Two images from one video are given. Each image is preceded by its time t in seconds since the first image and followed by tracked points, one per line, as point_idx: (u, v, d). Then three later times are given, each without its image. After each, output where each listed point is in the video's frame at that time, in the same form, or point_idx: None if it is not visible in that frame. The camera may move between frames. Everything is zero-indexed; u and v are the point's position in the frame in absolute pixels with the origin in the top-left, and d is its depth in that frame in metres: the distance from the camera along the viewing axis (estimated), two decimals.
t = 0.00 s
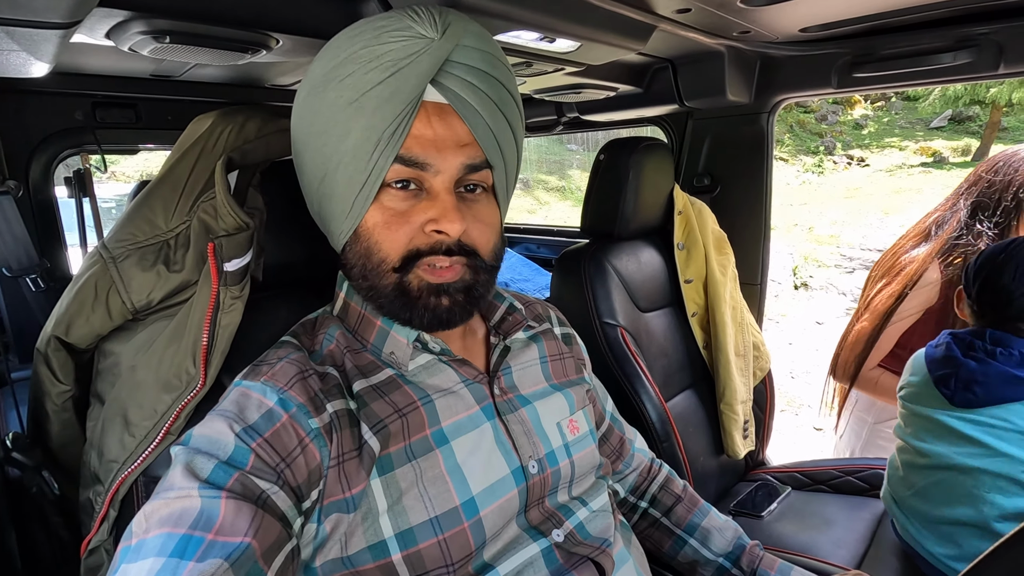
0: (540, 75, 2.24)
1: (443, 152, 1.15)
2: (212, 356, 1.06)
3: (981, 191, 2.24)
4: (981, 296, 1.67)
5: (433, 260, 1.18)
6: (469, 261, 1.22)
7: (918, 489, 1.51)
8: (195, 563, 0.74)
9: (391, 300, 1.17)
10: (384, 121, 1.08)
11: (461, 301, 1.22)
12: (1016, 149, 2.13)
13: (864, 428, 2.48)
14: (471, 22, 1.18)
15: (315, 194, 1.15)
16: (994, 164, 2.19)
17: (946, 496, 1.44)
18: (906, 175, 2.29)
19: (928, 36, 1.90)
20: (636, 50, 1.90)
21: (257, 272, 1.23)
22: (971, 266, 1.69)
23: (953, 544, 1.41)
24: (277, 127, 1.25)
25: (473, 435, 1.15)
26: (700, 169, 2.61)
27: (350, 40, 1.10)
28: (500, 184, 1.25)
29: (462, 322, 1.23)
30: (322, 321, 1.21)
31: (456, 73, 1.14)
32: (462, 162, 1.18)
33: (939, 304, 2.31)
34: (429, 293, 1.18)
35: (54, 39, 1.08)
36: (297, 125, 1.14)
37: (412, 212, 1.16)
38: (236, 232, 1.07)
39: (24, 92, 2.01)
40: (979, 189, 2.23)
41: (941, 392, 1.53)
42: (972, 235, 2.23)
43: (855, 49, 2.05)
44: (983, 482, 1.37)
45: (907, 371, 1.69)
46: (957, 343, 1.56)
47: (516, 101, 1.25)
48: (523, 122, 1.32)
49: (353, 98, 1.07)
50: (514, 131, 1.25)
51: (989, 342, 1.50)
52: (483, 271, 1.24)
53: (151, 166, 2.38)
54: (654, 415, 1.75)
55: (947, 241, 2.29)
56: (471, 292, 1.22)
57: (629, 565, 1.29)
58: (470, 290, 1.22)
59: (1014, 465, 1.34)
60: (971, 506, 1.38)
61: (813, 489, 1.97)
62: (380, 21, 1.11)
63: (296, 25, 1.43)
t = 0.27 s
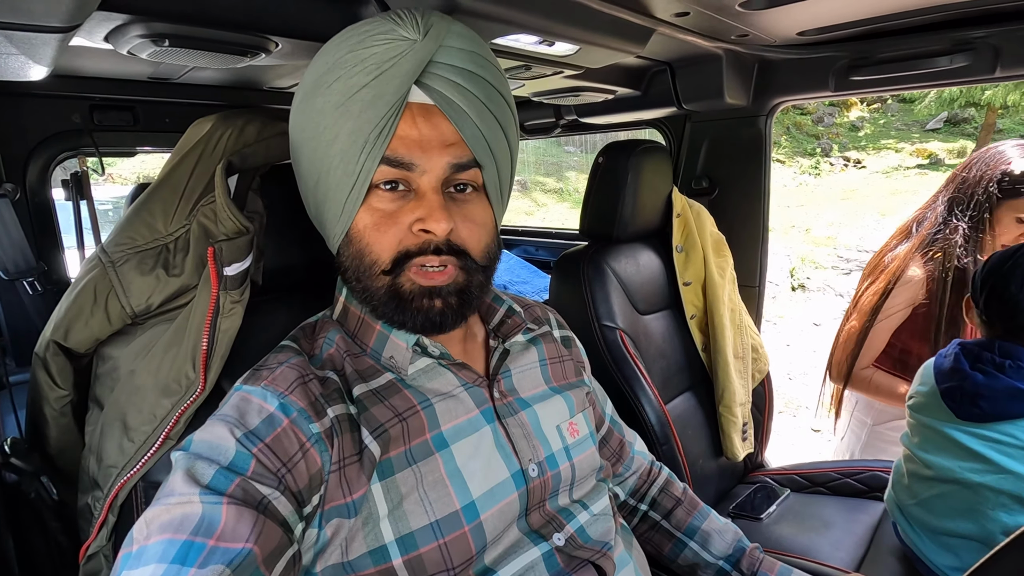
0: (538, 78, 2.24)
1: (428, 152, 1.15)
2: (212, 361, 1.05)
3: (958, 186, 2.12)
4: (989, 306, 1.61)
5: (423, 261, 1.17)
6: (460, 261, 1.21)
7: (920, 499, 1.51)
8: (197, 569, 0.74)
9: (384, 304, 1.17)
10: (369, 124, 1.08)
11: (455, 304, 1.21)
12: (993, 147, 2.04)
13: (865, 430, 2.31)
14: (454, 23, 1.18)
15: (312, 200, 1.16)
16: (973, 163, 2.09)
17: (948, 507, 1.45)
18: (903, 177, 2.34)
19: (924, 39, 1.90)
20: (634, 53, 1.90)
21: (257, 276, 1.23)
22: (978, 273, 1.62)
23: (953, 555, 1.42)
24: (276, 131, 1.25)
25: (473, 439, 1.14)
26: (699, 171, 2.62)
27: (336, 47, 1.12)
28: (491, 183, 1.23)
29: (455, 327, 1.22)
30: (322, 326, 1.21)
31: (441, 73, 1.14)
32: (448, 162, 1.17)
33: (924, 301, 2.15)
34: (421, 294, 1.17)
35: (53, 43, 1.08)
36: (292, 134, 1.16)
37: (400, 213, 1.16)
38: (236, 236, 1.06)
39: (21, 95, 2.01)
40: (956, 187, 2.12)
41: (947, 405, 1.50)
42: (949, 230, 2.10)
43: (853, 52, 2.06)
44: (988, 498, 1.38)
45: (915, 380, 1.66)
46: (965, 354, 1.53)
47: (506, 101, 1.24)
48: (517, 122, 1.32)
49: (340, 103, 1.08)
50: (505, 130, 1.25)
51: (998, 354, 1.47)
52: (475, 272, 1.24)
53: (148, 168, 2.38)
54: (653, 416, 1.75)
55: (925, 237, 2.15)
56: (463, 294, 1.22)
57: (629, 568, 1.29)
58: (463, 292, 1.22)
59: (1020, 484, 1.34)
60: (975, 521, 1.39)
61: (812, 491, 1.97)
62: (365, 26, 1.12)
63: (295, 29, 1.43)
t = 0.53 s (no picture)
0: (536, 81, 2.24)
1: (421, 152, 1.15)
2: (211, 366, 1.05)
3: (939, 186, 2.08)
4: None
5: (418, 259, 1.18)
6: (454, 259, 1.21)
7: (941, 502, 1.40)
8: None
9: (379, 303, 1.17)
10: (362, 126, 1.08)
11: (449, 300, 1.21)
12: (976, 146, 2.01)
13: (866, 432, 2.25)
14: (444, 24, 1.18)
15: (307, 202, 1.16)
16: (956, 162, 2.04)
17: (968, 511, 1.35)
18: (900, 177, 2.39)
19: (921, 43, 1.91)
20: (632, 56, 1.90)
21: (256, 280, 1.22)
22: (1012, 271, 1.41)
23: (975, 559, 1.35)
24: (275, 135, 1.25)
25: (471, 443, 1.14)
26: (697, 173, 2.62)
27: (328, 51, 1.12)
28: (485, 183, 1.23)
29: (450, 326, 1.22)
30: (320, 330, 1.21)
31: (432, 74, 1.14)
32: (440, 160, 1.17)
33: (909, 296, 2.04)
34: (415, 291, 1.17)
35: (52, 47, 1.08)
36: (287, 138, 1.16)
37: (394, 212, 1.16)
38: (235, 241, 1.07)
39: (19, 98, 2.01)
40: (935, 187, 2.08)
41: (982, 407, 1.34)
42: (928, 225, 2.03)
43: (850, 55, 2.06)
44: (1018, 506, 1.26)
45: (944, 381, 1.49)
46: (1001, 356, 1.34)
47: (498, 101, 1.24)
48: (510, 123, 1.32)
49: (332, 105, 1.09)
50: (497, 131, 1.25)
51: None
52: (470, 272, 1.23)
53: (146, 170, 2.38)
54: (652, 419, 1.74)
55: (905, 233, 2.10)
56: (459, 292, 1.21)
57: (629, 572, 1.30)
58: (458, 288, 1.21)
59: None
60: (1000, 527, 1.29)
61: (811, 493, 1.98)
62: (356, 29, 1.12)
63: (294, 33, 1.43)
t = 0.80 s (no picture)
0: (534, 82, 2.26)
1: (419, 151, 1.16)
2: (211, 365, 1.06)
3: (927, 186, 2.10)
4: None
5: (414, 261, 1.18)
6: (452, 259, 1.21)
7: (971, 508, 1.34)
8: (199, 570, 0.74)
9: (376, 304, 1.18)
10: (361, 126, 1.09)
11: (445, 303, 1.22)
12: (965, 148, 2.03)
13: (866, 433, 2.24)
14: (442, 26, 1.19)
15: (305, 201, 1.17)
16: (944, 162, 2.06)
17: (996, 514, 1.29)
18: (896, 178, 2.67)
19: (916, 44, 1.92)
20: (630, 57, 1.91)
21: (255, 279, 1.23)
22: None
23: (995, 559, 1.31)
24: (274, 135, 1.26)
25: (470, 441, 1.15)
26: (694, 173, 2.60)
27: (326, 51, 1.13)
28: (482, 182, 1.24)
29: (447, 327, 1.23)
30: (320, 329, 1.22)
31: (430, 75, 1.15)
32: (439, 160, 1.18)
33: (899, 294, 2.05)
34: (412, 292, 1.18)
35: (52, 48, 1.08)
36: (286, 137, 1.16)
37: (392, 211, 1.17)
38: (235, 240, 1.07)
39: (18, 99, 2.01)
40: (924, 188, 2.11)
41: None
42: (916, 224, 2.06)
43: (845, 56, 2.07)
44: None
45: (978, 387, 1.39)
46: None
47: (496, 102, 1.25)
48: (508, 123, 1.32)
49: (331, 105, 1.09)
50: (495, 131, 1.25)
51: None
52: (468, 270, 1.24)
53: (144, 171, 2.38)
54: (650, 418, 1.75)
55: (895, 232, 2.13)
56: (456, 292, 1.22)
57: (626, 569, 1.30)
58: (454, 291, 1.22)
59: None
60: None
61: (808, 492, 1.99)
62: (355, 31, 1.12)
63: (293, 34, 1.43)
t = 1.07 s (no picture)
0: (533, 84, 2.26)
1: (420, 154, 1.16)
2: (211, 367, 1.06)
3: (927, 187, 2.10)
4: None
5: (418, 262, 1.18)
6: (454, 261, 1.21)
7: (972, 508, 1.34)
8: (199, 574, 0.74)
9: (379, 305, 1.18)
10: (362, 129, 1.09)
11: (447, 304, 1.22)
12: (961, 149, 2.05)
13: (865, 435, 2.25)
14: (444, 29, 1.19)
15: (306, 203, 1.16)
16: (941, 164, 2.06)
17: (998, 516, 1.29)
18: (894, 180, 2.73)
19: (913, 47, 1.93)
20: (629, 60, 1.92)
21: (255, 282, 1.23)
22: None
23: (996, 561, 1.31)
24: (274, 137, 1.26)
25: (470, 444, 1.15)
26: (693, 175, 2.61)
27: (328, 54, 1.13)
28: (483, 185, 1.24)
29: (449, 328, 1.23)
30: (320, 332, 1.22)
31: (432, 78, 1.15)
32: (441, 162, 1.18)
33: (900, 296, 2.06)
34: (415, 294, 1.18)
35: (52, 50, 1.08)
36: (287, 139, 1.16)
37: (394, 214, 1.17)
38: (235, 242, 1.07)
39: (17, 101, 2.01)
40: (922, 191, 2.11)
41: None
42: (915, 227, 2.06)
43: (843, 59, 2.08)
44: None
45: (987, 388, 1.38)
46: None
47: (497, 105, 1.25)
48: (508, 125, 1.32)
49: (332, 108, 1.09)
50: (496, 133, 1.26)
51: None
52: (467, 272, 1.24)
53: (143, 173, 2.38)
54: (650, 420, 1.75)
55: (894, 234, 2.13)
56: (457, 294, 1.22)
57: (626, 571, 1.30)
58: (457, 291, 1.22)
59: None
60: None
61: (807, 494, 1.99)
62: (357, 33, 1.12)
63: (292, 37, 1.43)
